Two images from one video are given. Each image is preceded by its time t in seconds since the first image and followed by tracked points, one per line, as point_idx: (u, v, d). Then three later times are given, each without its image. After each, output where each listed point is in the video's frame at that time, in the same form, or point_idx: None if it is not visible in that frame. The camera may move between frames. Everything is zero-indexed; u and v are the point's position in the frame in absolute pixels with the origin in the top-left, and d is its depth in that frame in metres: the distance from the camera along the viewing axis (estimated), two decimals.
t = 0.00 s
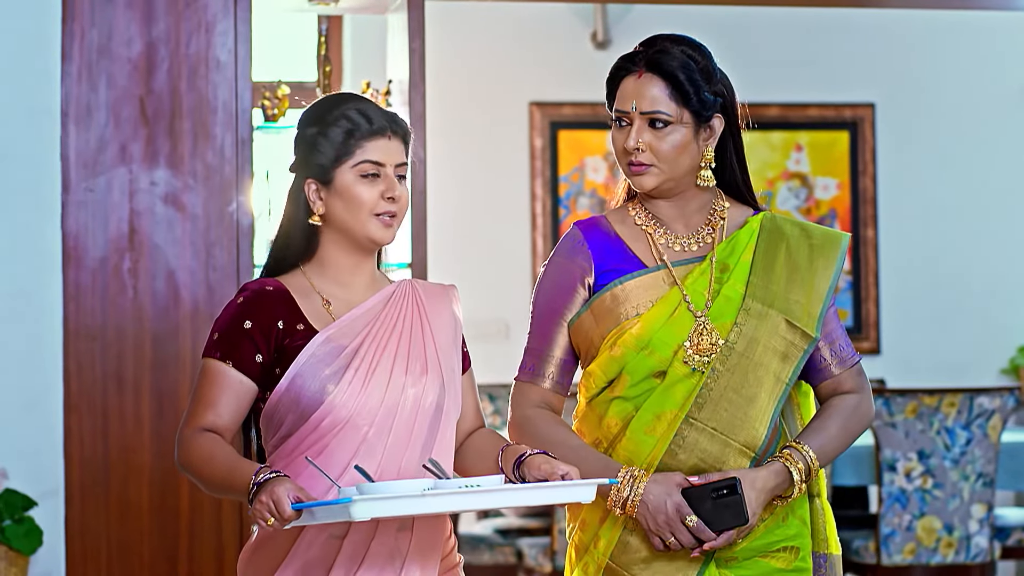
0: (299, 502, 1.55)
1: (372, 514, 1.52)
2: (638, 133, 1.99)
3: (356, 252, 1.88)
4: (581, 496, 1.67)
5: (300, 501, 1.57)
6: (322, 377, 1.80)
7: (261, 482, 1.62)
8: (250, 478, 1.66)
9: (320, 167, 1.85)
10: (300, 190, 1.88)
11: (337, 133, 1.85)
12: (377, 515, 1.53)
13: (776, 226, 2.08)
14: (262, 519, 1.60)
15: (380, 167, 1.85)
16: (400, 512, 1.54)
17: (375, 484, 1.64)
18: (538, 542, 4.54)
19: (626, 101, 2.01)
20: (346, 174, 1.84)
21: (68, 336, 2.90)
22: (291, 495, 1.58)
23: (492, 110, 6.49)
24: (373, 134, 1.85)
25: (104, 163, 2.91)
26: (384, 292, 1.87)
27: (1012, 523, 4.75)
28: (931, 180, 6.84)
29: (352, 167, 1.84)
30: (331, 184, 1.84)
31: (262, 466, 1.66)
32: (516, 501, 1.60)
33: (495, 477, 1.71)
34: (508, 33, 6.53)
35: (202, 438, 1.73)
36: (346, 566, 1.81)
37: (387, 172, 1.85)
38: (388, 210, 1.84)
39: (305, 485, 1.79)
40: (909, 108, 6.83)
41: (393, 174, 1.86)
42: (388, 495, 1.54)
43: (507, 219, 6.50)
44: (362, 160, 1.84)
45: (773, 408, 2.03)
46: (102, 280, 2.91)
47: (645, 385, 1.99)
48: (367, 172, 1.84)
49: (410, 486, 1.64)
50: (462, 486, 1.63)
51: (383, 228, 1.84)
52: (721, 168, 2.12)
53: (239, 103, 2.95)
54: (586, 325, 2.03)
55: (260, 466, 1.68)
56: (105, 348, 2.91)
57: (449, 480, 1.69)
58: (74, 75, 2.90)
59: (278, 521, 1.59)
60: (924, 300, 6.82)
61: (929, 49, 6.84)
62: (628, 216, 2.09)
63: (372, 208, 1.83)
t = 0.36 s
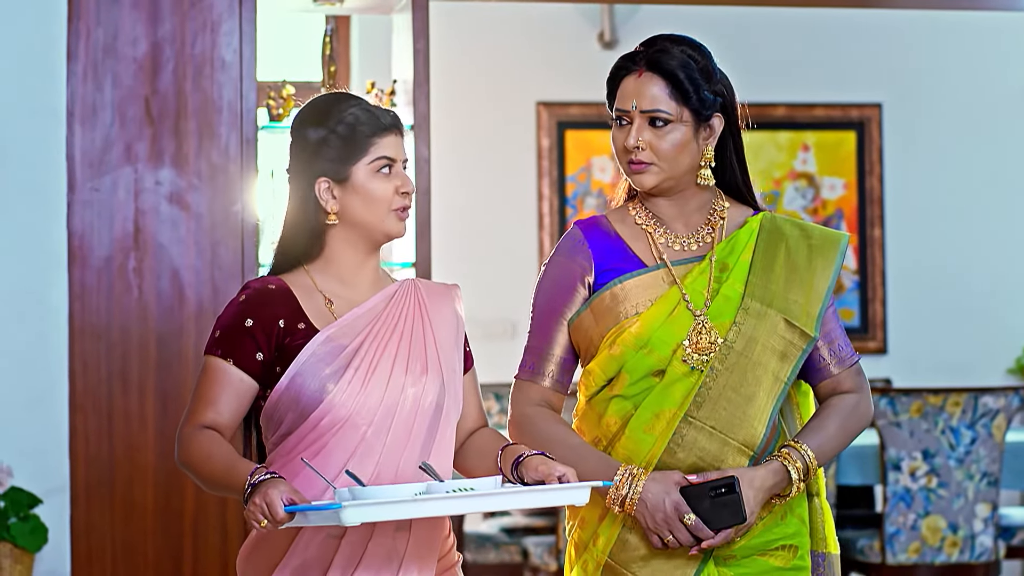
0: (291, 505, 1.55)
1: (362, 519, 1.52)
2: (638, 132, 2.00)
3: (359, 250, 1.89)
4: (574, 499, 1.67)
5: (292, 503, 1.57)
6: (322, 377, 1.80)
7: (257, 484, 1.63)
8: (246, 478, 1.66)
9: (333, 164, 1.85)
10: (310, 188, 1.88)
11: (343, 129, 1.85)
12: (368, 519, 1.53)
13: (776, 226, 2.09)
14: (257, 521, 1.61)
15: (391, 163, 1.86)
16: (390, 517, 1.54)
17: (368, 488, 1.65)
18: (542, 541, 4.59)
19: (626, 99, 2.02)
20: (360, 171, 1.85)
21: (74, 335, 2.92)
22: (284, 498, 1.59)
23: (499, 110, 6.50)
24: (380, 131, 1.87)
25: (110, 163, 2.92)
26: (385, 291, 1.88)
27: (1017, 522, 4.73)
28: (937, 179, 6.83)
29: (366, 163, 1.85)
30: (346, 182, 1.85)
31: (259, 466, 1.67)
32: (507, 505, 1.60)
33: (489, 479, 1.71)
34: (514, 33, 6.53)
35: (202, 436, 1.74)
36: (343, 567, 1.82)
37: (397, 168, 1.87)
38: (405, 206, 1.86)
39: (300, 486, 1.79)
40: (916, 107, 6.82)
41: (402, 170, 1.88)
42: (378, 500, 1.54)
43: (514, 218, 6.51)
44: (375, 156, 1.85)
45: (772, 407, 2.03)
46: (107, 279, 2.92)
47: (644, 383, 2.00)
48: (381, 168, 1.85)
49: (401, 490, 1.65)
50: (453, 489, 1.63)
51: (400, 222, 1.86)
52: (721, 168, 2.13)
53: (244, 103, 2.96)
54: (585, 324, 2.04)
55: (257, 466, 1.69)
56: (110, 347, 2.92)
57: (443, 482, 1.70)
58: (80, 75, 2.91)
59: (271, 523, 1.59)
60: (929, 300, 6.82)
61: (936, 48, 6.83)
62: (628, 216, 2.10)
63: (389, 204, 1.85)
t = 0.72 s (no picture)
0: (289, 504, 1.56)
1: (360, 518, 1.52)
2: (634, 131, 2.01)
3: (356, 249, 1.90)
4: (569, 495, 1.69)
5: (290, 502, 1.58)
6: (316, 374, 1.81)
7: (253, 483, 1.64)
8: (243, 478, 1.68)
9: (325, 162, 1.86)
10: (304, 187, 1.88)
11: (336, 128, 1.86)
12: (365, 518, 1.53)
13: (771, 226, 2.09)
14: (255, 519, 1.62)
15: (384, 161, 1.87)
16: (387, 516, 1.54)
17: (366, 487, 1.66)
18: (544, 540, 4.54)
19: (623, 98, 2.02)
20: (353, 170, 1.86)
21: (75, 334, 2.93)
22: (281, 496, 1.59)
23: (501, 109, 6.50)
24: (373, 129, 1.88)
25: (111, 162, 2.93)
26: (378, 289, 1.89)
27: (1018, 521, 4.74)
28: (939, 179, 6.84)
29: (359, 161, 1.86)
30: (341, 181, 1.86)
31: (253, 466, 1.68)
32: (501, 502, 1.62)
33: (485, 477, 1.72)
34: (517, 32, 6.53)
35: (196, 434, 1.75)
36: (338, 565, 1.82)
37: (390, 166, 1.88)
38: (397, 204, 1.87)
39: (295, 483, 1.80)
40: (919, 106, 6.82)
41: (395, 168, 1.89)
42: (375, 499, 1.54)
43: (516, 216, 6.51)
44: (369, 155, 1.86)
45: (767, 406, 2.04)
46: (108, 278, 2.93)
47: (639, 382, 2.01)
48: (374, 166, 1.86)
49: (397, 489, 1.66)
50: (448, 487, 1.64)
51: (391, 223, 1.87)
52: (717, 167, 2.14)
53: (245, 103, 2.97)
54: (582, 323, 2.04)
55: (251, 465, 1.70)
56: (111, 346, 2.93)
57: (438, 480, 1.71)
58: (81, 75, 2.92)
59: (270, 521, 1.60)
60: (930, 299, 6.82)
61: (939, 48, 6.83)
62: (625, 215, 2.11)
63: (383, 203, 1.86)
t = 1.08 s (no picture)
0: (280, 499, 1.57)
1: (349, 515, 1.53)
2: (626, 130, 2.01)
3: (350, 249, 1.90)
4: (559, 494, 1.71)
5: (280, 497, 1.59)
6: (307, 369, 1.82)
7: (240, 480, 1.65)
8: (228, 471, 1.69)
9: (314, 162, 1.87)
10: (294, 188, 1.89)
11: (326, 128, 1.87)
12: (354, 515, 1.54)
13: (763, 225, 2.10)
14: (246, 516, 1.63)
15: (372, 160, 1.88)
16: (377, 513, 1.55)
17: (357, 483, 1.64)
18: (543, 538, 4.55)
19: (615, 97, 2.03)
20: (342, 170, 1.86)
21: (74, 333, 2.93)
22: (271, 491, 1.60)
23: (502, 109, 6.50)
24: (362, 129, 1.88)
25: (109, 161, 2.94)
26: (371, 285, 1.89)
27: (1016, 520, 4.74)
28: (938, 178, 6.84)
29: (346, 162, 1.86)
30: (329, 180, 1.86)
31: (239, 460, 1.70)
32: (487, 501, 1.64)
33: (475, 474, 1.72)
34: (517, 32, 6.53)
35: (188, 429, 1.76)
36: (331, 560, 1.83)
37: (379, 165, 1.88)
38: (384, 204, 1.87)
39: (287, 479, 1.81)
40: (919, 105, 6.82)
41: (385, 167, 1.89)
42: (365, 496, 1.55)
43: (516, 216, 6.51)
44: (356, 154, 1.87)
45: (758, 404, 2.05)
46: (106, 277, 2.94)
47: (631, 381, 2.01)
48: (361, 166, 1.87)
49: (386, 485, 1.66)
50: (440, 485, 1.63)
51: (381, 222, 1.87)
52: (709, 167, 2.15)
53: (243, 101, 2.98)
54: (574, 323, 2.05)
55: (239, 459, 1.71)
56: (110, 345, 2.94)
57: (429, 476, 1.71)
58: (80, 73, 2.93)
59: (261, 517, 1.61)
60: (930, 298, 6.82)
61: (939, 47, 6.82)
62: (617, 214, 2.11)
63: (370, 202, 1.86)
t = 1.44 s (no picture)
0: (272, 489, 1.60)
1: (338, 501, 1.56)
2: (625, 128, 2.02)
3: (350, 247, 1.91)
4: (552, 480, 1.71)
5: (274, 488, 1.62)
6: (306, 364, 1.83)
7: (235, 471, 1.67)
8: (226, 464, 1.71)
9: (310, 162, 1.87)
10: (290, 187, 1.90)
11: (321, 128, 1.87)
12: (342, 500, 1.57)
13: (761, 223, 2.11)
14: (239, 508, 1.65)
15: (365, 158, 1.87)
16: (366, 499, 1.57)
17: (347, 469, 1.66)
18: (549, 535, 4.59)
19: (614, 95, 2.03)
20: (335, 169, 1.87)
21: (79, 330, 2.96)
22: (262, 482, 1.63)
23: (509, 106, 6.50)
24: (356, 127, 1.88)
25: (115, 158, 2.95)
26: (373, 281, 1.90)
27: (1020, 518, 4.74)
28: (945, 175, 6.83)
29: (339, 161, 1.87)
30: (323, 180, 1.87)
31: (236, 453, 1.72)
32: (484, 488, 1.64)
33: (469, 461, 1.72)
34: (524, 29, 6.54)
35: (190, 424, 1.77)
36: (329, 550, 1.84)
37: (372, 163, 1.88)
38: (377, 203, 1.87)
39: (285, 472, 1.82)
40: (926, 102, 6.81)
41: (378, 164, 1.89)
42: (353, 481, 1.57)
43: (522, 212, 6.51)
44: (349, 154, 1.87)
45: (754, 401, 2.05)
46: (111, 273, 2.96)
47: (629, 378, 2.02)
48: (354, 164, 1.87)
49: (379, 471, 1.67)
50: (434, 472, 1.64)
51: (374, 220, 1.88)
52: (707, 166, 2.15)
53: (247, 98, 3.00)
54: (572, 320, 2.06)
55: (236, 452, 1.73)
56: (115, 341, 2.96)
57: (423, 467, 1.72)
58: (85, 70, 2.94)
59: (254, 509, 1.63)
60: (937, 295, 6.81)
61: (947, 45, 6.81)
62: (615, 211, 2.12)
63: (362, 201, 1.87)
